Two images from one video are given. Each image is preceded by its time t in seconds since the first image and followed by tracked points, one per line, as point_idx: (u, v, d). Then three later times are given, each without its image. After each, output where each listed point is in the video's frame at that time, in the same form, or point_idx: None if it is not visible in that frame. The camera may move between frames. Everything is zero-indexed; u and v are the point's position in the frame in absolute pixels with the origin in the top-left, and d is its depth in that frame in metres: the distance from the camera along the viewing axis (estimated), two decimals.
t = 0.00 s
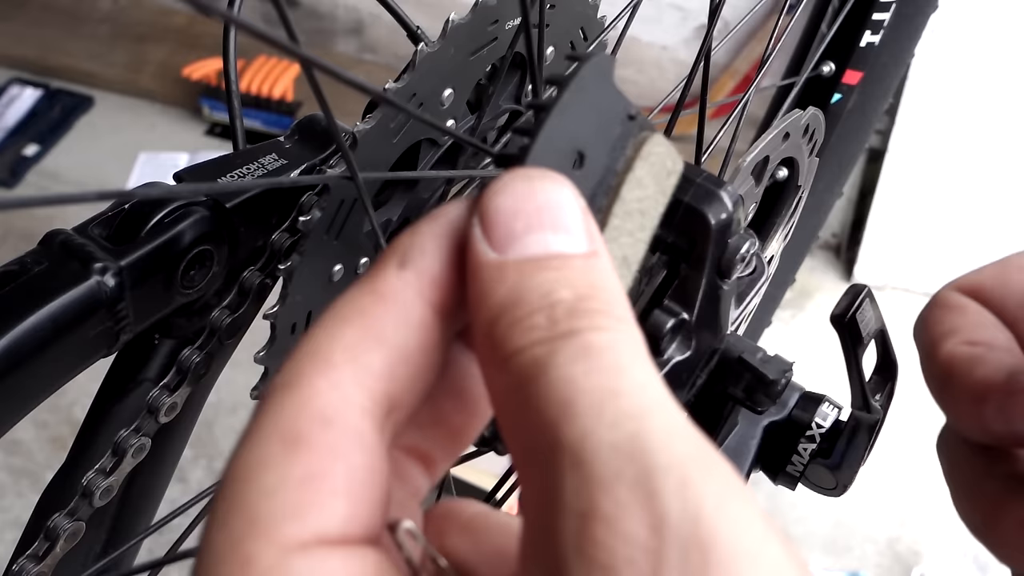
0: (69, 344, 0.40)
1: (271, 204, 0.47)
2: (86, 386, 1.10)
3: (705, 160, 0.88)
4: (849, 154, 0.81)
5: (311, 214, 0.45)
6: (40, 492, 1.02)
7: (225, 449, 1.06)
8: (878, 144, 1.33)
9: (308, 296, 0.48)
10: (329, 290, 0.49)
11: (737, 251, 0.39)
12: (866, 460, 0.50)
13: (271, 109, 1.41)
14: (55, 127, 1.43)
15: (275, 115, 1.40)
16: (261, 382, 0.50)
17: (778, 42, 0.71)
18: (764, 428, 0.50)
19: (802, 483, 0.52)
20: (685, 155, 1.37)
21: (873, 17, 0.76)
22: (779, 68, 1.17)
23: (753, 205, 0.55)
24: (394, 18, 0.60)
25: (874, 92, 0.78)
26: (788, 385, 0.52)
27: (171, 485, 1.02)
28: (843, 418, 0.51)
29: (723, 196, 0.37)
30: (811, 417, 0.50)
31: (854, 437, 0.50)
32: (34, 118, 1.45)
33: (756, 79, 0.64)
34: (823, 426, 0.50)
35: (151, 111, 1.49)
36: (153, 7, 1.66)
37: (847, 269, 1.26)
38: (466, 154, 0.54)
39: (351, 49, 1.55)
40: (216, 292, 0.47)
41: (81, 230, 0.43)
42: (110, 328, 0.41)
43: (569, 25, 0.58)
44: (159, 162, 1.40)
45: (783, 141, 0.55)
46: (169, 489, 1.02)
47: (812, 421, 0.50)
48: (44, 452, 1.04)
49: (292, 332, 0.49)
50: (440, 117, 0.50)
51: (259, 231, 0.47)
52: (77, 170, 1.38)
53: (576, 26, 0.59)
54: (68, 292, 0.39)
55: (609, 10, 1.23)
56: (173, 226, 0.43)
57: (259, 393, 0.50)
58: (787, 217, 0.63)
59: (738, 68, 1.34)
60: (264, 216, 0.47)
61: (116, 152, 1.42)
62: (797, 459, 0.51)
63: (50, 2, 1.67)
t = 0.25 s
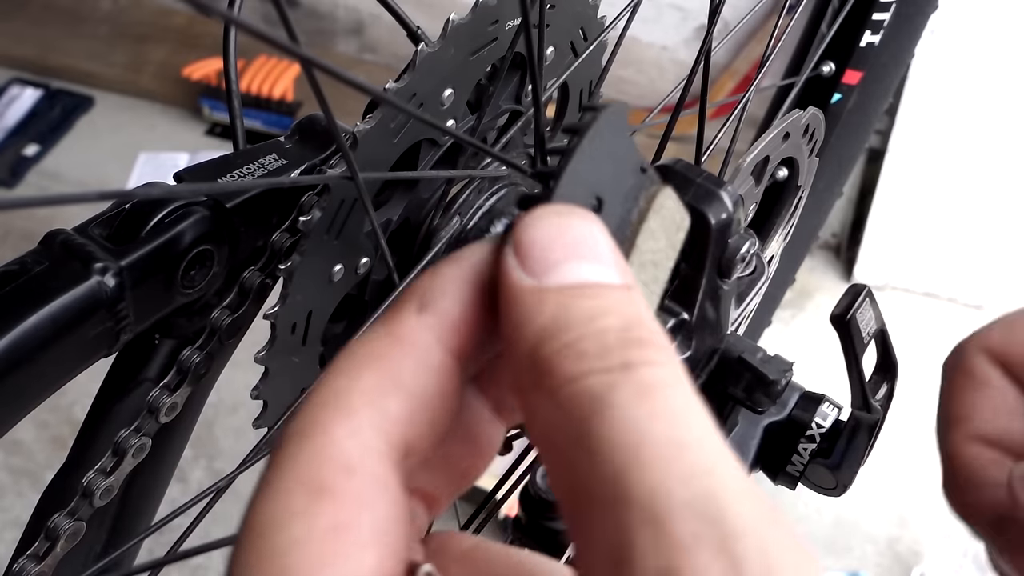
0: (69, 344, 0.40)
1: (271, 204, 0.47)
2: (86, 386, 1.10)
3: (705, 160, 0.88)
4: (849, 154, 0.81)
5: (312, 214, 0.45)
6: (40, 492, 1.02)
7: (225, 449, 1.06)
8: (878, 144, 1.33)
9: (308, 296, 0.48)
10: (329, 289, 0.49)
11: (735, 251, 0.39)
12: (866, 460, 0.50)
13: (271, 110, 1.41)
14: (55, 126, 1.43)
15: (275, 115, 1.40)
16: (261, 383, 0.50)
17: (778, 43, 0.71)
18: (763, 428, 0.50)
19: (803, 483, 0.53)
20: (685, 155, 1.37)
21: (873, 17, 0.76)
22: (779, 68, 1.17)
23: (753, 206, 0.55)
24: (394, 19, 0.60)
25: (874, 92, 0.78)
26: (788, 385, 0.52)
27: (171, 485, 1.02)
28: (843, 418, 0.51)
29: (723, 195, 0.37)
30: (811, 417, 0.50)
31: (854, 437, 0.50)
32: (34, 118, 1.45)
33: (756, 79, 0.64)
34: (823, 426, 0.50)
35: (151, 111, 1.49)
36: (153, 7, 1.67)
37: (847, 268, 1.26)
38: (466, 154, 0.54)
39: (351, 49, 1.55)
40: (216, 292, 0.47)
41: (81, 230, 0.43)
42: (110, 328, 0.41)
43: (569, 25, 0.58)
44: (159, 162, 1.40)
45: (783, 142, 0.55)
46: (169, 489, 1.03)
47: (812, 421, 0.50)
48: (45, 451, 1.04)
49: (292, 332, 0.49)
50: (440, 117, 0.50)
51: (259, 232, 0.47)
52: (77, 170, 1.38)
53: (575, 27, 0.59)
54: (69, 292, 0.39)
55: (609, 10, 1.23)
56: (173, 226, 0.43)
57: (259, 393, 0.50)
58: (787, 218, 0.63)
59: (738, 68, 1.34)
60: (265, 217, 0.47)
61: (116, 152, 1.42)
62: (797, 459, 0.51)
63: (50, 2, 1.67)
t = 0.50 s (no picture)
0: (69, 344, 0.40)
1: (271, 204, 0.47)
2: (86, 386, 1.10)
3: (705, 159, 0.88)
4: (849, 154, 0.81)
5: (311, 214, 0.45)
6: (41, 492, 1.02)
7: (225, 449, 1.06)
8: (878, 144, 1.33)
9: (308, 296, 0.48)
10: (329, 289, 0.49)
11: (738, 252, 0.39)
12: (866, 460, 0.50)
13: (271, 110, 1.41)
14: (55, 127, 1.43)
15: (275, 115, 1.40)
16: (261, 383, 0.50)
17: (778, 43, 0.71)
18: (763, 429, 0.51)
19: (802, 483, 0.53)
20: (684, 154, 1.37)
21: (873, 17, 0.76)
22: (779, 68, 1.17)
23: (753, 206, 0.55)
24: (394, 19, 0.60)
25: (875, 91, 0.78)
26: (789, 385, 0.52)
27: (171, 485, 1.02)
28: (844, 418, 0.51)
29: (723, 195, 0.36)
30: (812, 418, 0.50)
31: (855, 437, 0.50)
32: (34, 118, 1.45)
33: (756, 79, 0.64)
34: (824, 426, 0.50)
35: (151, 111, 1.49)
36: (153, 7, 1.67)
37: (847, 269, 1.26)
38: (466, 154, 0.54)
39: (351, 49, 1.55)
40: (216, 292, 0.47)
41: (81, 231, 0.43)
42: (110, 328, 0.41)
43: (570, 25, 0.58)
44: (159, 162, 1.40)
45: (783, 142, 0.55)
46: (169, 489, 1.02)
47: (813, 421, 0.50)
48: (45, 451, 1.04)
49: (292, 332, 0.49)
50: (440, 117, 0.50)
51: (259, 232, 0.47)
52: (77, 170, 1.38)
53: (576, 27, 0.59)
54: (68, 292, 0.39)
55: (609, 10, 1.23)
56: (173, 226, 0.43)
57: (259, 393, 0.50)
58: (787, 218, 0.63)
59: (738, 68, 1.34)
60: (265, 216, 0.47)
61: (116, 152, 1.42)
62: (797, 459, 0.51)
63: (50, 2, 1.67)
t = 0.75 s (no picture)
0: (68, 344, 0.40)
1: (271, 204, 0.47)
2: (86, 386, 1.10)
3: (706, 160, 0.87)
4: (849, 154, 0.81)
5: (311, 214, 0.45)
6: (40, 492, 1.02)
7: (225, 449, 1.06)
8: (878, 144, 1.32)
9: (308, 296, 0.48)
10: (329, 289, 0.49)
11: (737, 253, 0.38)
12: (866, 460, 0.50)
13: (271, 110, 1.41)
14: (55, 127, 1.43)
15: (275, 115, 1.40)
16: (261, 383, 0.49)
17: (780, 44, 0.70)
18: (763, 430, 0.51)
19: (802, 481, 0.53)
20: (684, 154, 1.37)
21: (873, 17, 0.76)
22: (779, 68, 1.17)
23: (753, 206, 0.55)
24: (394, 19, 0.60)
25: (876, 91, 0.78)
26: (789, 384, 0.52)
27: (171, 485, 1.02)
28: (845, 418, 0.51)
29: (723, 196, 0.36)
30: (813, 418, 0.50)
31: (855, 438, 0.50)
32: (33, 118, 1.45)
33: (757, 79, 0.64)
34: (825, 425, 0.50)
35: (151, 111, 1.49)
36: (153, 7, 1.67)
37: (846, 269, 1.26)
38: (466, 154, 0.54)
39: (351, 49, 1.55)
40: (216, 291, 0.47)
41: (81, 230, 0.43)
42: (110, 328, 0.41)
43: (570, 25, 0.58)
44: (159, 162, 1.40)
45: (783, 142, 0.55)
46: (169, 490, 1.02)
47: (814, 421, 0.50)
48: (44, 452, 1.04)
49: (292, 332, 0.49)
50: (440, 117, 0.50)
51: (259, 232, 0.47)
52: (77, 171, 1.38)
53: (576, 26, 0.59)
54: (68, 292, 0.39)
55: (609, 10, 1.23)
56: (173, 226, 0.43)
57: (259, 394, 0.50)
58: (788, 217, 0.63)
59: (738, 68, 1.34)
60: (264, 216, 0.47)
61: (115, 152, 1.42)
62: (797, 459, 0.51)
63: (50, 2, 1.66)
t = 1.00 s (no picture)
0: (68, 344, 0.40)
1: (270, 204, 0.47)
2: (86, 386, 1.10)
3: (705, 159, 0.87)
4: (849, 154, 0.81)
5: (311, 214, 0.45)
6: (40, 492, 1.02)
7: (225, 449, 1.06)
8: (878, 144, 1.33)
9: (308, 296, 0.48)
10: (329, 289, 0.49)
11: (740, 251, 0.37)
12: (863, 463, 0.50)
13: (271, 110, 1.41)
14: (55, 127, 1.43)
15: (275, 115, 1.40)
16: (261, 382, 0.49)
17: (778, 43, 0.71)
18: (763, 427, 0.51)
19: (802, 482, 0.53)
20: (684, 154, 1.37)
21: (873, 17, 0.76)
22: (779, 68, 1.17)
23: (753, 205, 0.55)
24: (394, 18, 0.60)
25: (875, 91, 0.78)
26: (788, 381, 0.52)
27: (171, 485, 1.02)
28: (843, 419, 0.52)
29: (723, 195, 0.36)
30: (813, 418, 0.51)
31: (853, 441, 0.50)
32: (33, 118, 1.44)
33: (757, 79, 0.64)
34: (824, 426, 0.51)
35: (150, 111, 1.49)
36: (153, 7, 1.66)
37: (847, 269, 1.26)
38: (466, 153, 0.54)
39: (351, 49, 1.55)
40: (216, 291, 0.47)
41: (81, 230, 0.43)
42: (110, 328, 0.41)
43: (570, 25, 0.58)
44: (159, 162, 1.39)
45: (783, 141, 0.55)
46: (168, 489, 1.02)
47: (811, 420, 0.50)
48: (44, 452, 1.04)
49: (292, 332, 0.49)
50: (440, 117, 0.50)
51: (259, 231, 0.47)
52: (77, 170, 1.38)
53: (576, 26, 0.59)
54: (68, 292, 0.39)
55: (609, 10, 1.23)
56: (173, 226, 0.43)
57: (259, 393, 0.50)
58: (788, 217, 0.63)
59: (738, 68, 1.34)
60: (264, 216, 0.47)
61: (115, 152, 1.41)
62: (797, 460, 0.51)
63: (49, 2, 1.66)
